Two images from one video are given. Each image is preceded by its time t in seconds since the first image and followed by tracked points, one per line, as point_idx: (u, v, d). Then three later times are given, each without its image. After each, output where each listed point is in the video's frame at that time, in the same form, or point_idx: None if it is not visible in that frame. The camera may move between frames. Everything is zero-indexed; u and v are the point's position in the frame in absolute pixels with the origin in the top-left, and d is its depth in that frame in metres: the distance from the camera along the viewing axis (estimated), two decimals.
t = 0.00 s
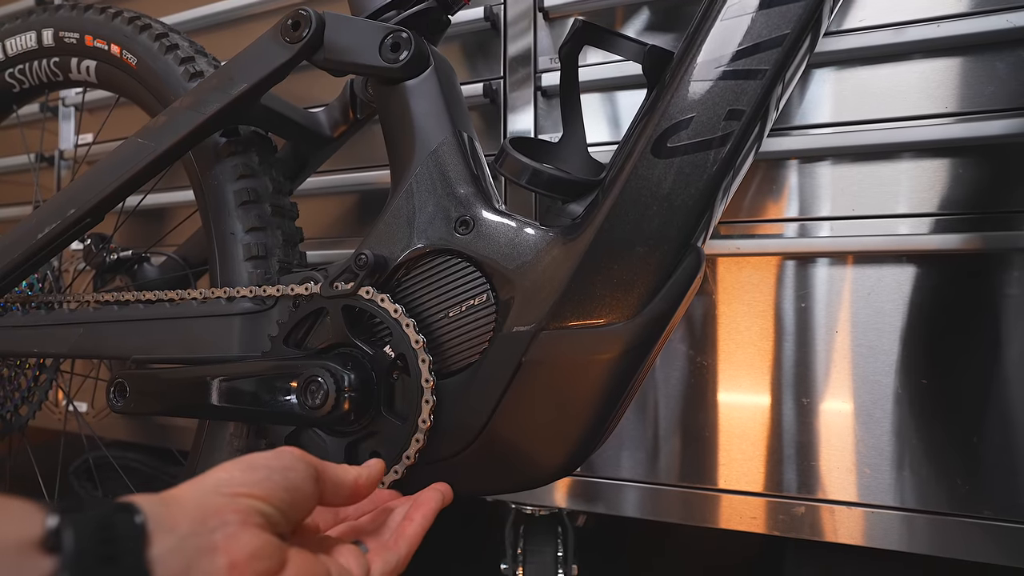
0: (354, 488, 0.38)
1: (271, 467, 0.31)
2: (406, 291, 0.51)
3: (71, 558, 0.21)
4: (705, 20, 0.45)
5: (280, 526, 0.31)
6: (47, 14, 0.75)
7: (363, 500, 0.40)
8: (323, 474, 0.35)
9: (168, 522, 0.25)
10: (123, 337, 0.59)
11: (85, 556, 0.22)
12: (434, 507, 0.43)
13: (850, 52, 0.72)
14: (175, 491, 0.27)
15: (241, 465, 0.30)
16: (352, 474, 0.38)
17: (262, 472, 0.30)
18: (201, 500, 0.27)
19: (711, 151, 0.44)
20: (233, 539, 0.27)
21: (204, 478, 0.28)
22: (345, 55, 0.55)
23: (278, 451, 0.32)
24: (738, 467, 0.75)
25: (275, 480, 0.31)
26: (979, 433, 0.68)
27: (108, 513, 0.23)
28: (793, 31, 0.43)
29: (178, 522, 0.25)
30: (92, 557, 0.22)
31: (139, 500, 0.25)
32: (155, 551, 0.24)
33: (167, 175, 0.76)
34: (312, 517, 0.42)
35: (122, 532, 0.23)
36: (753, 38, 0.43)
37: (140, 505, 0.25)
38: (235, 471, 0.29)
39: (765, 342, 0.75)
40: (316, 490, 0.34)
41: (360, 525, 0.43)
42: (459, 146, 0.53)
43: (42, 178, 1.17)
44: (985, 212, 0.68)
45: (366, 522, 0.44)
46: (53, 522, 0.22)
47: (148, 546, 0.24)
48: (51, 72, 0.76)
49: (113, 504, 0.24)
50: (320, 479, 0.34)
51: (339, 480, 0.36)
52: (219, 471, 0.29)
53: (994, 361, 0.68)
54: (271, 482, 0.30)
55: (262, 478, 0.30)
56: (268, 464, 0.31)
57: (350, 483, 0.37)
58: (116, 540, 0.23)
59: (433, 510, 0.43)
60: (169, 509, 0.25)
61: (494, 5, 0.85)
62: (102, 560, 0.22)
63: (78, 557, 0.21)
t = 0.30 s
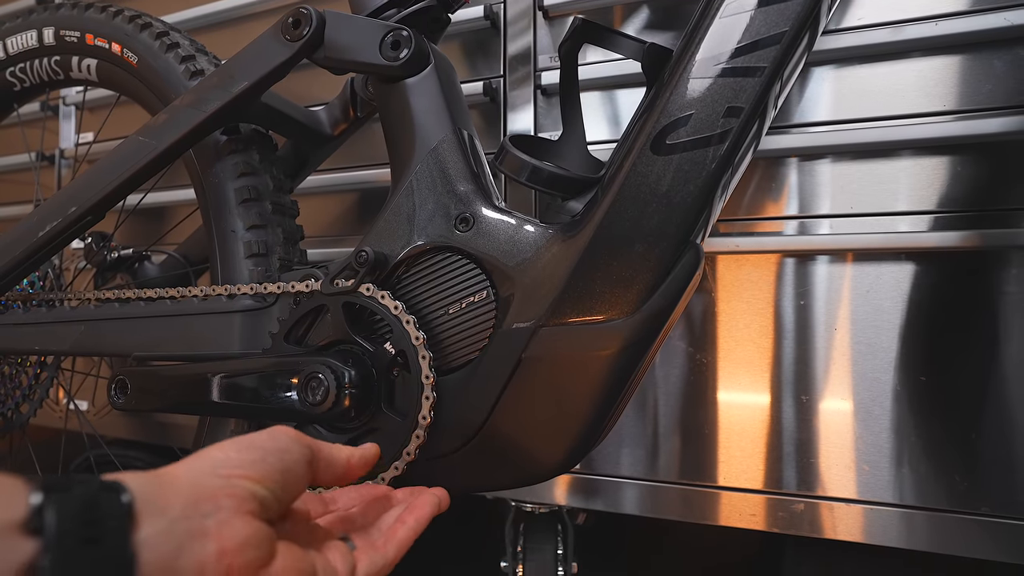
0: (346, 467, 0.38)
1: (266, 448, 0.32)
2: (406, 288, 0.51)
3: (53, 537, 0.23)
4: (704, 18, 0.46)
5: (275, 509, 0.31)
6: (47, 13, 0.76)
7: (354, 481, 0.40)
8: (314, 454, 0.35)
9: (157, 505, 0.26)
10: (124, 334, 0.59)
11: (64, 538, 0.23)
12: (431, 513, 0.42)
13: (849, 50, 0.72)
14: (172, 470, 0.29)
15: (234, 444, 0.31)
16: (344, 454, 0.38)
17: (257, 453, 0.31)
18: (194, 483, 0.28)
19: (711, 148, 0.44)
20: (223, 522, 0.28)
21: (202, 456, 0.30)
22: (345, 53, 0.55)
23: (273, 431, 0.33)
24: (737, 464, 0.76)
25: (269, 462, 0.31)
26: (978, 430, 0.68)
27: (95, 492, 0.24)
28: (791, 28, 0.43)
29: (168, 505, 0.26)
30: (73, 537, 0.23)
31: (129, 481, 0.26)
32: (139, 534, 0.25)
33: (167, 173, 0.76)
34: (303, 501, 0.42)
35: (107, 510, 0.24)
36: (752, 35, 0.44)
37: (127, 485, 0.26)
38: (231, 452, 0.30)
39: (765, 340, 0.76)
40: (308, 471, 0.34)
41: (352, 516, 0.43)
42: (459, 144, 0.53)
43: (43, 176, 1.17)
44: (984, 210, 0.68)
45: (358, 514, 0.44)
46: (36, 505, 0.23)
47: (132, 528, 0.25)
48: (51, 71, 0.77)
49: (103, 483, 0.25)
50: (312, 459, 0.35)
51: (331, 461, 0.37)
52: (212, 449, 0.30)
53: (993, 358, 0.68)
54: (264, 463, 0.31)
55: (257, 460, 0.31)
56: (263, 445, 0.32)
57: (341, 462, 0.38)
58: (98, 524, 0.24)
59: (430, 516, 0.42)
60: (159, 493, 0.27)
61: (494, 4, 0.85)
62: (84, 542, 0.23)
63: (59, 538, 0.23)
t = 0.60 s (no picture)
0: (357, 464, 0.38)
1: (281, 450, 0.31)
2: (407, 286, 0.52)
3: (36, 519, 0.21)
4: (704, 17, 0.46)
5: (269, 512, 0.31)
6: (48, 12, 0.76)
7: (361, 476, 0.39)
8: (327, 454, 0.35)
9: (152, 498, 0.26)
10: (125, 332, 0.59)
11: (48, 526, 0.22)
12: (422, 538, 0.41)
13: (849, 49, 0.72)
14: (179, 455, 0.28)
15: (253, 436, 0.31)
16: (359, 452, 0.38)
17: (271, 455, 0.31)
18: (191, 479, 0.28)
19: (710, 146, 0.44)
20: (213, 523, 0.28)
21: (213, 445, 0.29)
22: (346, 52, 0.55)
23: (293, 429, 0.33)
24: (738, 463, 0.76)
25: (280, 466, 0.31)
26: (977, 429, 0.68)
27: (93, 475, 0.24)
28: (791, 27, 0.43)
29: (166, 499, 0.26)
30: (56, 523, 0.22)
31: (129, 461, 0.26)
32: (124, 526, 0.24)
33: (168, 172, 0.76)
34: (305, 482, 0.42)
35: (96, 497, 0.23)
36: (751, 34, 0.44)
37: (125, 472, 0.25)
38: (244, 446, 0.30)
39: (765, 338, 0.76)
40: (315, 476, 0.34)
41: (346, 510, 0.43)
42: (459, 143, 0.53)
43: (44, 176, 1.17)
44: (983, 209, 0.68)
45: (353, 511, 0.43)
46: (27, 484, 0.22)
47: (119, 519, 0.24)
48: (52, 70, 0.77)
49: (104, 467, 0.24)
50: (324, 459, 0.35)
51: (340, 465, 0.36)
52: (229, 433, 0.30)
53: (993, 357, 0.68)
54: (276, 466, 0.31)
55: (270, 461, 0.31)
56: (279, 445, 0.31)
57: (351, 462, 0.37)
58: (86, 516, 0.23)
59: (420, 542, 0.40)
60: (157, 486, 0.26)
61: (494, 3, 0.85)
62: (66, 540, 0.22)
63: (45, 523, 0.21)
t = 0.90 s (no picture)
0: (357, 467, 0.37)
1: (282, 462, 0.31)
2: (407, 286, 0.52)
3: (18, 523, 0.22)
4: (704, 17, 0.46)
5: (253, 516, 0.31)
6: (49, 13, 0.76)
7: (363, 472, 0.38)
8: (329, 462, 0.34)
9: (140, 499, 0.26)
10: (125, 332, 0.59)
11: (29, 529, 0.22)
12: (391, 548, 0.41)
13: (848, 49, 0.72)
14: (178, 450, 0.28)
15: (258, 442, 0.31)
16: (365, 454, 0.37)
17: (270, 467, 0.31)
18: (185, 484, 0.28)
19: (710, 146, 0.44)
20: (197, 529, 0.28)
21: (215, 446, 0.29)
22: (345, 52, 0.55)
23: (301, 440, 0.32)
24: (738, 463, 0.76)
25: (276, 478, 0.31)
26: (977, 429, 0.68)
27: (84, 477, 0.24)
28: (791, 27, 0.44)
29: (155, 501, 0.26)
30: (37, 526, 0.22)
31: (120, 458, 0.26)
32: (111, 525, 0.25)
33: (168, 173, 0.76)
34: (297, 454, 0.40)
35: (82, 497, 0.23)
36: (751, 34, 0.44)
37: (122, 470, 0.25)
38: (246, 450, 0.30)
39: (765, 338, 0.76)
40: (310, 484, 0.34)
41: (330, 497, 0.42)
42: (459, 143, 0.53)
43: (44, 176, 1.17)
44: (983, 208, 0.68)
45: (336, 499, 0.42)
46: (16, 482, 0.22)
47: (105, 518, 0.24)
48: (52, 71, 0.77)
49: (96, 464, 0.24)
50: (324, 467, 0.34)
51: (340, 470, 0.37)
52: (236, 436, 0.30)
53: (993, 357, 0.68)
54: (272, 478, 0.31)
55: (269, 473, 0.31)
56: (281, 455, 0.31)
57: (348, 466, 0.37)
58: (74, 517, 0.23)
59: (390, 552, 0.41)
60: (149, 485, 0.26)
61: (494, 4, 0.86)
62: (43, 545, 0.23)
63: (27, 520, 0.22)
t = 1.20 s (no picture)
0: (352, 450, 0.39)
1: (272, 453, 0.32)
2: (406, 286, 0.52)
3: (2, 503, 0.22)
4: (704, 17, 0.46)
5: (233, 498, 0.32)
6: (48, 13, 0.76)
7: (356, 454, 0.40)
8: (318, 448, 0.36)
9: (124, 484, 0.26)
10: (125, 333, 0.59)
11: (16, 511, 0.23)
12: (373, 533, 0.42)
13: (848, 49, 0.72)
14: (168, 438, 0.29)
15: (250, 430, 0.31)
16: (363, 440, 0.39)
17: (259, 457, 0.32)
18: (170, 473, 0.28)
19: (710, 145, 0.44)
20: (182, 510, 0.29)
21: (207, 431, 0.30)
22: (345, 52, 0.55)
23: (292, 433, 0.34)
24: (738, 462, 0.76)
25: (264, 466, 0.32)
26: (977, 428, 0.68)
27: (74, 459, 0.24)
28: (791, 27, 0.43)
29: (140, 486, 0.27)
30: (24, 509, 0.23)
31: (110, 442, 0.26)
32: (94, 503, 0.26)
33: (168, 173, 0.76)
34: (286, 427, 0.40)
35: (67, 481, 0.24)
36: (751, 33, 0.44)
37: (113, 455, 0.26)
38: (237, 438, 0.31)
39: (766, 338, 0.76)
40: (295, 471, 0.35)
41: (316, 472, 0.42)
42: (459, 142, 0.53)
43: (43, 176, 1.17)
44: (983, 208, 0.68)
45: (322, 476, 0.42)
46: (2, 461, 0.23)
47: (92, 500, 0.25)
48: (52, 70, 0.77)
49: (86, 447, 0.25)
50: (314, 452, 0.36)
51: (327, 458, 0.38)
52: (228, 421, 0.31)
53: (992, 356, 0.68)
54: (260, 466, 0.32)
55: (257, 462, 0.32)
56: (271, 446, 0.32)
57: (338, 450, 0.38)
58: (62, 500, 0.24)
59: (369, 538, 0.42)
60: (139, 470, 0.27)
61: (493, 3, 0.86)
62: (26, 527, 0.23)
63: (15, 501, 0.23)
